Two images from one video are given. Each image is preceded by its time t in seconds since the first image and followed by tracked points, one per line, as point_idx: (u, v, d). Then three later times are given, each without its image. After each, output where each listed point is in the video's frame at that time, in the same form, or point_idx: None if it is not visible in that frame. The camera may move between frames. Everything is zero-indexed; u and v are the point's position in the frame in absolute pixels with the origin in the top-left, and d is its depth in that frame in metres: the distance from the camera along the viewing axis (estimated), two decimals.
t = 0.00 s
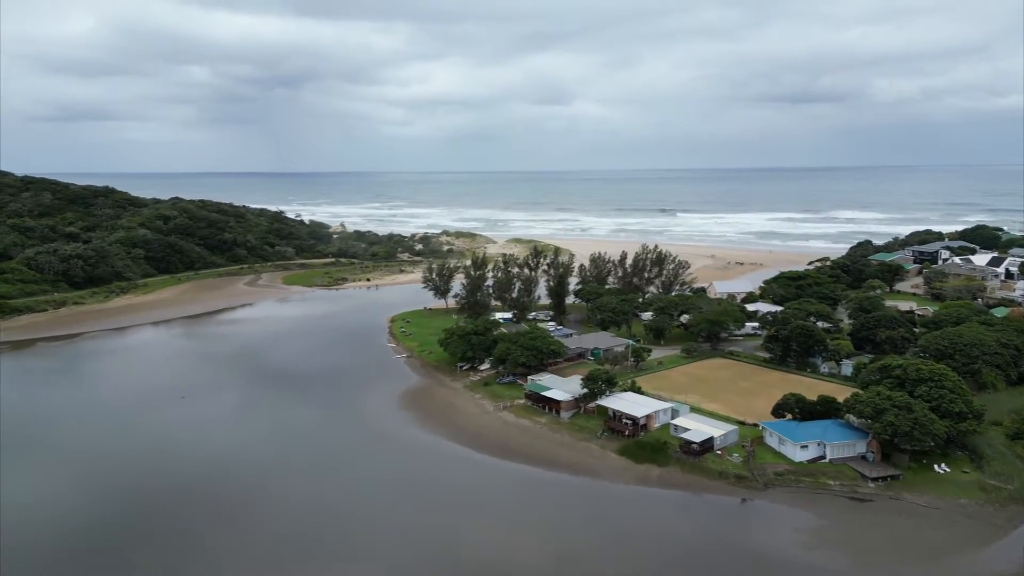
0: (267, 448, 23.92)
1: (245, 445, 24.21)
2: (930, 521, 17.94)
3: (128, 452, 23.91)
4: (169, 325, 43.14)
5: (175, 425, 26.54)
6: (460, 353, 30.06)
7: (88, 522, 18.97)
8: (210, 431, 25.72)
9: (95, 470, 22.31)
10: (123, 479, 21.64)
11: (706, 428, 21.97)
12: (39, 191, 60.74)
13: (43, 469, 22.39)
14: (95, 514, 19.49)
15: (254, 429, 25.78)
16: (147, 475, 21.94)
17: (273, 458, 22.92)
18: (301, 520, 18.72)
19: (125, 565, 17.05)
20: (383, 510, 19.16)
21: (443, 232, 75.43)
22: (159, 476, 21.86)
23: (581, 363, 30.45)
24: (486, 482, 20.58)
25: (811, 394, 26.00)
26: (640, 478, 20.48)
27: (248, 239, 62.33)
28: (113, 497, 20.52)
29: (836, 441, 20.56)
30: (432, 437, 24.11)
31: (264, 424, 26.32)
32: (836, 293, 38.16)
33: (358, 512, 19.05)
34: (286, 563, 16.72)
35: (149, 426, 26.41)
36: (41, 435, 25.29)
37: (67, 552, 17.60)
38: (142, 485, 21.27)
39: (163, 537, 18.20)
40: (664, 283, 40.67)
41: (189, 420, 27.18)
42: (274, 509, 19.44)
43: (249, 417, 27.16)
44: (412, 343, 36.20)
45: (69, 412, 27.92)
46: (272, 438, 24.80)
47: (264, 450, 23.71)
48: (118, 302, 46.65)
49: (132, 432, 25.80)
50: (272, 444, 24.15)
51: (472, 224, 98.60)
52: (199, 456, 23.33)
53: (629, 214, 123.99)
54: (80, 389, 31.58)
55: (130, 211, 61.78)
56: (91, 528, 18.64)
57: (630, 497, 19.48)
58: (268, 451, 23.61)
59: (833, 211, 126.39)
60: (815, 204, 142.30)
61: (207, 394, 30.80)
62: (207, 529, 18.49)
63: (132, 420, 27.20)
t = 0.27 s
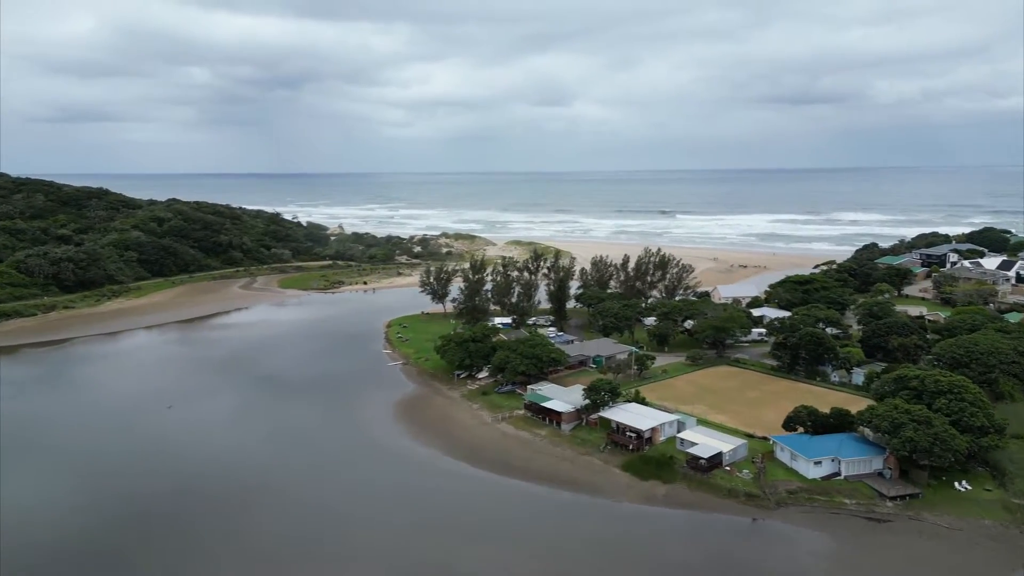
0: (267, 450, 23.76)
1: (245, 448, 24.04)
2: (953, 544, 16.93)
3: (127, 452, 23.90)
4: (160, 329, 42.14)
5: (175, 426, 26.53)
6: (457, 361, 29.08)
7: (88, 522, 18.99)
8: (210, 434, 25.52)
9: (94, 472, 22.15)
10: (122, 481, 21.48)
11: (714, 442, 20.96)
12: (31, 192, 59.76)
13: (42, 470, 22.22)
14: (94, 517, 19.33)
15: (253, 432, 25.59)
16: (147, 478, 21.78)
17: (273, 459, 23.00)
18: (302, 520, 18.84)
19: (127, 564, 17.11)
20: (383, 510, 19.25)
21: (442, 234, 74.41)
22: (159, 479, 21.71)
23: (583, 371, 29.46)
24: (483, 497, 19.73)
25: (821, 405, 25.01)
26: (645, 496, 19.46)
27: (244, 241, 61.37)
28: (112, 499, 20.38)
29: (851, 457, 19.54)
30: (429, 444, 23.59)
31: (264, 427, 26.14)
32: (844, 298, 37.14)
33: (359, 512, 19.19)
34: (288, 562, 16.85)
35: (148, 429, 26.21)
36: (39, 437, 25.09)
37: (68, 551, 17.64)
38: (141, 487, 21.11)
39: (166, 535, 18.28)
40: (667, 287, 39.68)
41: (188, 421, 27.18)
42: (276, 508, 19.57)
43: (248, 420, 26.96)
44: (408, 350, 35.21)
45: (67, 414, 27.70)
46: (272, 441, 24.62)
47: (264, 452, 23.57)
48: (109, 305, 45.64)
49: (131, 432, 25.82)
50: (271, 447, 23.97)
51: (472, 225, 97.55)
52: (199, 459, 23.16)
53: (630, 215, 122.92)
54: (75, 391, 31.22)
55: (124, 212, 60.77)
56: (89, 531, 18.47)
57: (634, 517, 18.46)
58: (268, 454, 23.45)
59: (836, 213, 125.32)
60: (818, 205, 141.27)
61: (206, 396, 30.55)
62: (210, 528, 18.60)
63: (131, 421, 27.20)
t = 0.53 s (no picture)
0: (267, 453, 23.33)
1: (245, 451, 23.59)
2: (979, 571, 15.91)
3: (124, 454, 23.42)
4: (151, 335, 41.13)
5: (173, 429, 26.07)
6: (454, 370, 28.08)
7: (86, 524, 18.52)
8: (209, 437, 25.06)
9: (92, 473, 21.68)
10: (120, 483, 21.01)
11: (723, 459, 19.93)
12: (23, 194, 58.77)
13: (37, 471, 21.72)
14: (92, 518, 18.85)
15: (253, 435, 25.12)
16: (145, 480, 21.31)
17: (274, 462, 22.55)
18: (306, 522, 18.48)
19: (126, 566, 16.68)
20: (388, 515, 18.88)
21: (441, 236, 73.38)
22: (158, 481, 21.23)
23: (585, 381, 28.44)
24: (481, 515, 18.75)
25: (833, 417, 24.00)
26: (650, 516, 18.45)
27: (239, 244, 60.38)
28: (110, 501, 19.90)
29: (868, 476, 18.52)
30: (429, 453, 22.91)
31: (264, 430, 25.70)
32: (852, 304, 36.13)
33: (365, 515, 18.85)
34: (293, 564, 16.47)
35: (145, 431, 25.73)
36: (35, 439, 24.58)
37: (65, 552, 17.18)
38: (140, 489, 20.65)
39: (166, 537, 17.86)
40: (671, 292, 38.68)
41: (186, 424, 26.70)
42: (279, 509, 19.21)
43: (248, 423, 26.50)
44: (404, 357, 34.21)
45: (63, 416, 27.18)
46: (272, 444, 24.17)
47: (265, 456, 23.12)
48: (100, 310, 44.64)
49: (127, 435, 25.31)
50: (272, 451, 23.52)
51: (471, 227, 96.56)
52: (198, 461, 22.71)
53: (630, 217, 121.88)
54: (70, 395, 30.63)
55: (117, 215, 59.78)
56: (86, 533, 17.98)
57: (640, 540, 17.40)
58: (268, 457, 23.01)
59: (838, 215, 124.32)
60: (820, 207, 140.22)
61: (204, 398, 30.07)
62: (211, 530, 18.18)
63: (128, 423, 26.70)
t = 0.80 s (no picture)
0: (268, 456, 23.33)
1: (246, 453, 23.61)
2: None
3: (124, 453, 23.65)
4: (143, 341, 40.19)
5: (174, 427, 26.28)
6: (452, 381, 27.13)
7: (87, 523, 18.74)
8: (211, 438, 25.07)
9: (94, 475, 21.78)
10: (122, 485, 21.08)
11: (734, 479, 18.93)
12: (16, 197, 57.90)
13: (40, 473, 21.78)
14: (92, 522, 18.90)
15: (254, 437, 25.10)
16: (147, 482, 21.36)
17: (275, 464, 22.56)
18: (305, 523, 18.71)
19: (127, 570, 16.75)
20: (387, 519, 18.91)
21: (440, 239, 72.39)
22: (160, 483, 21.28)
23: (587, 392, 27.45)
24: (479, 535, 17.95)
25: (846, 432, 23.04)
26: (657, 540, 17.46)
27: (234, 247, 59.44)
28: (111, 503, 19.95)
29: (887, 498, 17.52)
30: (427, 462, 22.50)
31: (265, 431, 25.68)
32: (861, 310, 35.15)
33: (363, 517, 19.06)
34: (292, 568, 16.56)
35: (147, 432, 25.75)
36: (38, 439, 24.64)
37: (67, 555, 17.24)
38: (141, 492, 20.70)
39: (165, 537, 18.10)
40: (675, 298, 37.70)
41: (187, 424, 26.70)
42: (280, 513, 19.26)
43: (249, 424, 26.47)
44: (401, 366, 33.26)
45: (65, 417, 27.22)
46: (273, 446, 24.18)
47: (266, 458, 23.13)
48: (91, 316, 43.74)
49: (127, 436, 25.35)
50: (272, 453, 23.53)
51: (471, 230, 95.60)
52: (200, 463, 22.73)
53: (631, 219, 120.91)
54: (69, 398, 30.54)
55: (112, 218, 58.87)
56: (86, 537, 18.02)
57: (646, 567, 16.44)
58: (269, 459, 23.02)
59: (841, 217, 123.24)
60: (822, 209, 139.23)
61: (205, 399, 30.05)
62: (211, 535, 18.19)
63: (128, 423, 26.91)
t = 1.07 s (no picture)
0: (269, 455, 23.24)
1: (248, 452, 23.52)
2: None
3: (125, 452, 23.57)
4: (134, 347, 39.29)
5: (174, 427, 26.22)
6: (448, 392, 26.20)
7: (87, 523, 18.63)
8: (212, 437, 24.98)
9: (95, 473, 21.69)
10: (123, 484, 21.02)
11: (744, 499, 17.97)
12: (8, 199, 57.04)
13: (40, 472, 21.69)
14: (93, 521, 18.82)
15: (255, 436, 25.00)
16: (147, 481, 21.27)
17: (275, 465, 22.45)
18: (306, 523, 18.66)
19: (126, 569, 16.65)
20: (388, 523, 18.74)
21: (439, 242, 71.47)
22: (161, 482, 21.21)
23: (589, 404, 26.51)
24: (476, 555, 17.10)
25: (859, 446, 22.12)
26: (664, 566, 16.51)
27: (230, 251, 58.56)
28: (110, 503, 19.83)
29: (907, 521, 16.55)
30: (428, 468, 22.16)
31: (266, 431, 25.60)
32: (870, 317, 34.19)
33: (365, 518, 19.01)
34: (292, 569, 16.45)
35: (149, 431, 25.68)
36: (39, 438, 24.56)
37: (67, 555, 17.13)
38: (142, 492, 20.61)
39: (168, 536, 18.06)
40: (678, 304, 36.77)
41: (189, 424, 26.61)
42: (281, 514, 19.18)
43: (250, 424, 26.37)
44: (397, 375, 32.34)
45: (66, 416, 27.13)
46: (274, 446, 24.08)
47: (268, 458, 23.02)
48: (82, 321, 42.85)
49: (129, 435, 25.26)
50: (274, 453, 23.43)
51: (470, 232, 94.73)
52: (201, 463, 22.64)
53: (632, 221, 119.97)
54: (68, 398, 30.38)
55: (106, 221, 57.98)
56: (86, 537, 17.89)
57: None
58: (271, 459, 22.93)
59: (843, 219, 122.30)
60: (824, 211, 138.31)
61: (207, 399, 29.99)
62: (211, 535, 18.08)
63: (129, 423, 26.77)
